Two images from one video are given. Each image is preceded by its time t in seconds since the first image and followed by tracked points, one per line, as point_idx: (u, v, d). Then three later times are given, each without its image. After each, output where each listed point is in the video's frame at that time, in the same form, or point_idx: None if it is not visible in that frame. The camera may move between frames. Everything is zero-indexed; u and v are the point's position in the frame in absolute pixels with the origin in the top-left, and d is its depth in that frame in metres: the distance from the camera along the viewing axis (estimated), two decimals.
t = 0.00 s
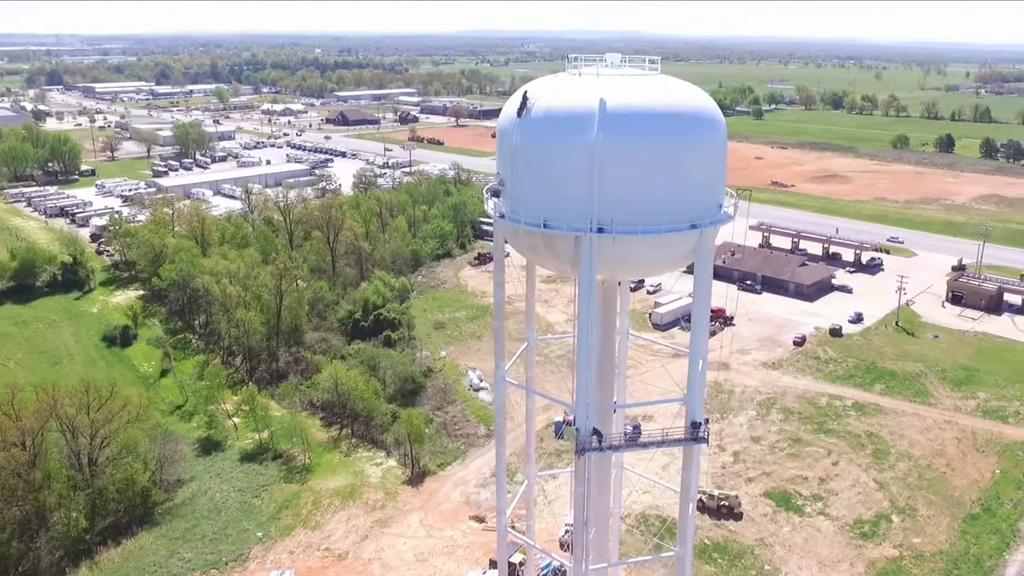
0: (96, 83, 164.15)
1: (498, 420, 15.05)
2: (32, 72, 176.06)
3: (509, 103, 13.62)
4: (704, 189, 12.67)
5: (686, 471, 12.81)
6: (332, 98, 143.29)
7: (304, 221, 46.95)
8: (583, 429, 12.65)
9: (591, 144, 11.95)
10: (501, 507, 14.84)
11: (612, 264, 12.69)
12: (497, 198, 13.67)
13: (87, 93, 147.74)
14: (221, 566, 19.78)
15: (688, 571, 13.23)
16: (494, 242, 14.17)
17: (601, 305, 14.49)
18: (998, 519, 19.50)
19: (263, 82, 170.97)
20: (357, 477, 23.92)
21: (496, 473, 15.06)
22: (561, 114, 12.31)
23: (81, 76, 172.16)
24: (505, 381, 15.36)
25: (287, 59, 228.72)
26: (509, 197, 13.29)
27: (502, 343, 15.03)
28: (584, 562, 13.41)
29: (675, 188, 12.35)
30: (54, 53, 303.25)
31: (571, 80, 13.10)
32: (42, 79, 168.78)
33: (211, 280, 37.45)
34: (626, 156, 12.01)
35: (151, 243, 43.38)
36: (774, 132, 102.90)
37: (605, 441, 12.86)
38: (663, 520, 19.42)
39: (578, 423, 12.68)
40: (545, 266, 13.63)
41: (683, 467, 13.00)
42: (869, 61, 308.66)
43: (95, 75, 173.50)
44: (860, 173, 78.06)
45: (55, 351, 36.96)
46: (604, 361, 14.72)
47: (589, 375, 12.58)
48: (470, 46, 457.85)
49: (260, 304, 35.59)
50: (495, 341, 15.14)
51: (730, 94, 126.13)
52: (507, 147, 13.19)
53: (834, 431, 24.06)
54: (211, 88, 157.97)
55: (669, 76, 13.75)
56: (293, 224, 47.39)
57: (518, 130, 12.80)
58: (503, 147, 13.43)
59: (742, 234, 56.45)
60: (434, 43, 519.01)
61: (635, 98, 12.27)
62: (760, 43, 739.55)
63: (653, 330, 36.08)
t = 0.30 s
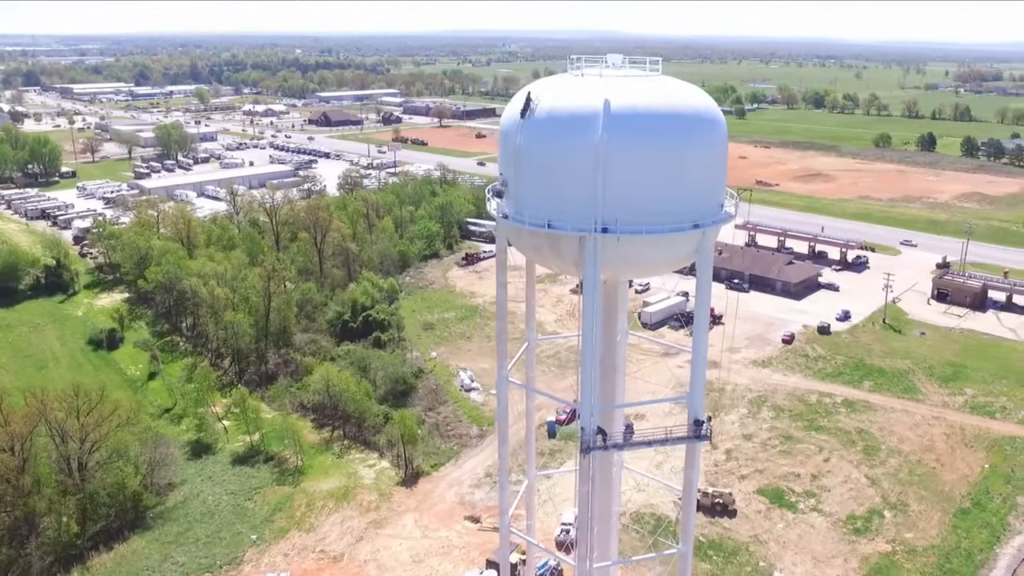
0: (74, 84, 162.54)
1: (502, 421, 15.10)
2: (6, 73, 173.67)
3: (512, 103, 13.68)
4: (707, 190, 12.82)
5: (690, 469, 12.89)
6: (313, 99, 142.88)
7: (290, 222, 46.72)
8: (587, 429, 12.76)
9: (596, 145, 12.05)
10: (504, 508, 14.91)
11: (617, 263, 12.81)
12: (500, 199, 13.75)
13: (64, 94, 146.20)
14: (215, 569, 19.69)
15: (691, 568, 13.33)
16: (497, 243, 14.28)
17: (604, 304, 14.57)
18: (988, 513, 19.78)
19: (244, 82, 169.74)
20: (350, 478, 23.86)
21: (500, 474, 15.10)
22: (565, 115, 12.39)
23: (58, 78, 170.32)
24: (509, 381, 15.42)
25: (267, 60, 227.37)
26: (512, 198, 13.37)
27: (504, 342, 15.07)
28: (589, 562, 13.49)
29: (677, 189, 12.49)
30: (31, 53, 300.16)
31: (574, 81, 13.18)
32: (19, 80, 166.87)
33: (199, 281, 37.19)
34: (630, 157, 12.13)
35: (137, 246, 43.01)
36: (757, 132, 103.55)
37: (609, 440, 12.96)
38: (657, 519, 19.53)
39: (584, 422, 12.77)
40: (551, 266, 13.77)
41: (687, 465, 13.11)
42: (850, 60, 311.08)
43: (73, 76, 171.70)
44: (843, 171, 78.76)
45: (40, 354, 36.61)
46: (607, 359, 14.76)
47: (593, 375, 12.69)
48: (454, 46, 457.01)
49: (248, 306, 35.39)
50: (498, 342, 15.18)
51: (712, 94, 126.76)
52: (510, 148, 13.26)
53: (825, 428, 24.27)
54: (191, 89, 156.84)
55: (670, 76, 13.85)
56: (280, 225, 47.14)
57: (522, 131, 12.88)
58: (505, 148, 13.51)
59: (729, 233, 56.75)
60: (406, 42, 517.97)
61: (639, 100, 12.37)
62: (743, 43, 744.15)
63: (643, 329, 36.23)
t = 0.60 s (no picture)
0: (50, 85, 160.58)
1: (504, 420, 15.23)
2: None
3: (513, 104, 13.85)
4: (707, 190, 13.08)
5: (691, 467, 13.09)
6: (294, 99, 141.96)
7: (276, 223, 46.46)
8: (591, 427, 12.97)
9: (601, 145, 12.27)
10: (506, 507, 15.05)
11: (620, 263, 13.02)
12: (502, 200, 13.90)
13: (40, 95, 144.35)
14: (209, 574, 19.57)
15: (693, 565, 13.53)
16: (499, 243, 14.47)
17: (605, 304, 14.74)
18: (977, 508, 20.07)
19: (223, 83, 168.23)
20: (343, 481, 23.79)
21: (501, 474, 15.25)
22: (569, 116, 12.59)
23: (34, 78, 168.19)
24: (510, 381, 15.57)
25: (247, 60, 225.82)
26: (514, 199, 13.53)
27: (505, 343, 15.19)
28: (591, 560, 13.68)
29: (680, 189, 12.74)
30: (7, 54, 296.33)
31: (576, 82, 13.38)
32: None
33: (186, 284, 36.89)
34: (633, 158, 12.38)
35: (121, 248, 42.58)
36: (740, 131, 104.17)
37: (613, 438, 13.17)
38: (651, 517, 19.63)
39: (587, 422, 13.00)
40: (553, 266, 13.96)
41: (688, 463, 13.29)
42: (829, 59, 313.49)
43: (49, 77, 169.61)
44: (826, 170, 79.39)
45: (24, 358, 36.16)
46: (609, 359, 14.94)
47: (597, 375, 12.90)
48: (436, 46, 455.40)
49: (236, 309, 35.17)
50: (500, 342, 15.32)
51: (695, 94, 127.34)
52: (513, 149, 13.43)
53: (815, 426, 24.47)
54: (170, 90, 155.27)
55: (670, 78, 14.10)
56: (266, 226, 46.89)
57: (525, 132, 13.05)
58: (508, 149, 13.66)
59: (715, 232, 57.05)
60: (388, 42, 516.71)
61: (641, 100, 12.62)
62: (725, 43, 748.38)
63: (632, 329, 36.37)
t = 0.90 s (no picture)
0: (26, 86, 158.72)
1: (506, 421, 15.34)
2: None
3: (516, 106, 13.96)
4: (709, 190, 13.24)
5: (693, 465, 13.31)
6: (276, 100, 141.19)
7: (262, 225, 46.24)
8: (595, 426, 13.17)
9: (605, 145, 12.40)
10: (508, 508, 15.14)
11: (623, 263, 13.17)
12: (505, 201, 14.00)
13: (17, 97, 142.71)
14: None
15: (694, 561, 13.82)
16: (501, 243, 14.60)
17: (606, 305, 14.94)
18: (967, 503, 20.34)
19: (202, 83, 167.02)
20: (336, 483, 23.73)
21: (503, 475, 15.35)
22: (573, 117, 12.71)
23: (10, 79, 166.32)
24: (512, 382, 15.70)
25: (224, 60, 224.12)
26: (518, 200, 13.63)
27: (507, 342, 15.20)
28: (595, 559, 13.81)
29: (682, 189, 12.90)
30: None
31: (578, 84, 13.50)
32: None
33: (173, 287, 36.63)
34: (636, 158, 12.52)
35: (106, 251, 42.20)
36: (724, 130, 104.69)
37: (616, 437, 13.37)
38: (645, 516, 19.73)
39: (591, 421, 13.19)
40: (556, 267, 14.11)
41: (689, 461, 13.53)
42: (809, 59, 315.63)
43: (25, 78, 167.64)
44: (810, 170, 79.97)
45: (8, 363, 35.79)
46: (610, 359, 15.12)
47: (601, 375, 13.09)
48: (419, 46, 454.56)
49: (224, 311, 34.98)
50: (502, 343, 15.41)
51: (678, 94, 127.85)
52: (517, 150, 13.54)
53: (806, 423, 24.67)
54: (150, 91, 154.01)
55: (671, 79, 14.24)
56: (252, 228, 46.63)
57: (528, 133, 13.16)
58: (511, 150, 13.77)
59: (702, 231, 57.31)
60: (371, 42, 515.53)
61: (644, 102, 12.76)
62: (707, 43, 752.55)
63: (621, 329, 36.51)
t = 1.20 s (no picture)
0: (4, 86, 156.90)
1: (511, 420, 15.38)
2: None
3: (521, 105, 14.01)
4: (714, 190, 13.39)
5: (697, 463, 13.39)
6: (259, 100, 140.53)
7: (251, 226, 46.04)
8: (601, 426, 13.33)
9: (612, 146, 12.52)
10: (513, 509, 15.23)
11: (628, 263, 13.31)
12: (510, 201, 14.10)
13: None
14: None
15: (698, 559, 13.91)
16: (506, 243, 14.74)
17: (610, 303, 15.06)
18: (959, 499, 20.57)
19: (184, 83, 165.72)
20: (331, 484, 23.69)
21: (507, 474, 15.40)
22: (579, 118, 12.80)
23: None
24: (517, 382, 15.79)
25: (206, 60, 222.78)
26: (524, 199, 13.74)
27: (512, 343, 15.36)
28: (600, 557, 13.76)
29: (688, 189, 13.05)
30: None
31: (583, 84, 13.56)
32: None
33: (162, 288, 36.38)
34: (642, 159, 12.64)
35: (93, 253, 41.83)
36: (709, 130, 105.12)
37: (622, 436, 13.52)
38: (642, 515, 19.84)
39: (597, 421, 13.36)
40: (563, 267, 14.27)
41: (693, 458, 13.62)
42: (793, 59, 317.60)
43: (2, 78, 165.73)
44: (796, 169, 80.46)
45: None
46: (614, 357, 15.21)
47: (607, 374, 13.23)
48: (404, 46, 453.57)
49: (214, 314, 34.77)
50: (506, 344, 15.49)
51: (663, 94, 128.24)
52: (522, 150, 13.63)
53: (799, 421, 24.85)
54: (131, 91, 152.83)
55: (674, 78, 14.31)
56: (240, 229, 46.40)
57: (533, 133, 13.25)
58: (516, 150, 13.86)
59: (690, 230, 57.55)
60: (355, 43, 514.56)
61: (649, 102, 12.85)
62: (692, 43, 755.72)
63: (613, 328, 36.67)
